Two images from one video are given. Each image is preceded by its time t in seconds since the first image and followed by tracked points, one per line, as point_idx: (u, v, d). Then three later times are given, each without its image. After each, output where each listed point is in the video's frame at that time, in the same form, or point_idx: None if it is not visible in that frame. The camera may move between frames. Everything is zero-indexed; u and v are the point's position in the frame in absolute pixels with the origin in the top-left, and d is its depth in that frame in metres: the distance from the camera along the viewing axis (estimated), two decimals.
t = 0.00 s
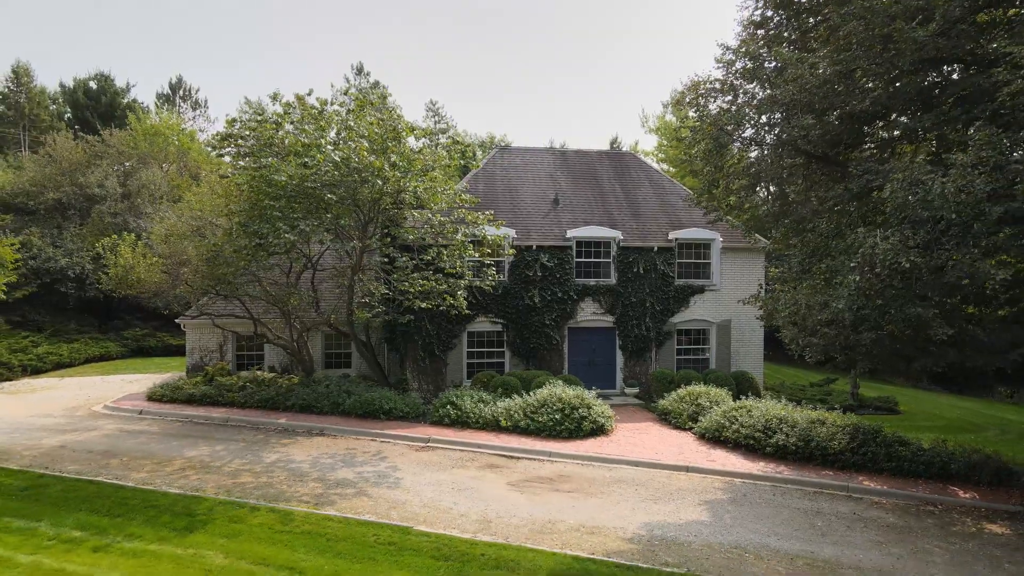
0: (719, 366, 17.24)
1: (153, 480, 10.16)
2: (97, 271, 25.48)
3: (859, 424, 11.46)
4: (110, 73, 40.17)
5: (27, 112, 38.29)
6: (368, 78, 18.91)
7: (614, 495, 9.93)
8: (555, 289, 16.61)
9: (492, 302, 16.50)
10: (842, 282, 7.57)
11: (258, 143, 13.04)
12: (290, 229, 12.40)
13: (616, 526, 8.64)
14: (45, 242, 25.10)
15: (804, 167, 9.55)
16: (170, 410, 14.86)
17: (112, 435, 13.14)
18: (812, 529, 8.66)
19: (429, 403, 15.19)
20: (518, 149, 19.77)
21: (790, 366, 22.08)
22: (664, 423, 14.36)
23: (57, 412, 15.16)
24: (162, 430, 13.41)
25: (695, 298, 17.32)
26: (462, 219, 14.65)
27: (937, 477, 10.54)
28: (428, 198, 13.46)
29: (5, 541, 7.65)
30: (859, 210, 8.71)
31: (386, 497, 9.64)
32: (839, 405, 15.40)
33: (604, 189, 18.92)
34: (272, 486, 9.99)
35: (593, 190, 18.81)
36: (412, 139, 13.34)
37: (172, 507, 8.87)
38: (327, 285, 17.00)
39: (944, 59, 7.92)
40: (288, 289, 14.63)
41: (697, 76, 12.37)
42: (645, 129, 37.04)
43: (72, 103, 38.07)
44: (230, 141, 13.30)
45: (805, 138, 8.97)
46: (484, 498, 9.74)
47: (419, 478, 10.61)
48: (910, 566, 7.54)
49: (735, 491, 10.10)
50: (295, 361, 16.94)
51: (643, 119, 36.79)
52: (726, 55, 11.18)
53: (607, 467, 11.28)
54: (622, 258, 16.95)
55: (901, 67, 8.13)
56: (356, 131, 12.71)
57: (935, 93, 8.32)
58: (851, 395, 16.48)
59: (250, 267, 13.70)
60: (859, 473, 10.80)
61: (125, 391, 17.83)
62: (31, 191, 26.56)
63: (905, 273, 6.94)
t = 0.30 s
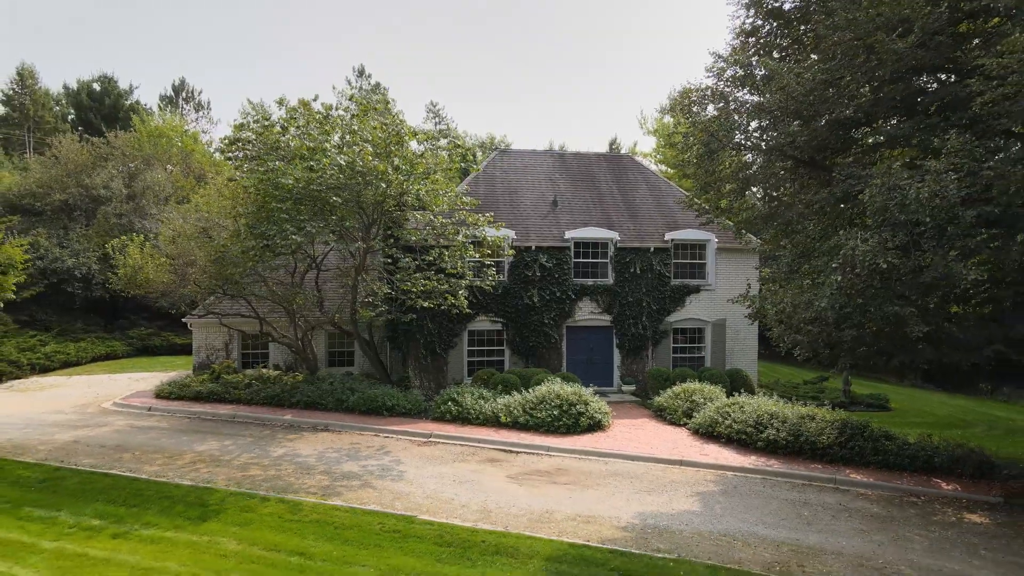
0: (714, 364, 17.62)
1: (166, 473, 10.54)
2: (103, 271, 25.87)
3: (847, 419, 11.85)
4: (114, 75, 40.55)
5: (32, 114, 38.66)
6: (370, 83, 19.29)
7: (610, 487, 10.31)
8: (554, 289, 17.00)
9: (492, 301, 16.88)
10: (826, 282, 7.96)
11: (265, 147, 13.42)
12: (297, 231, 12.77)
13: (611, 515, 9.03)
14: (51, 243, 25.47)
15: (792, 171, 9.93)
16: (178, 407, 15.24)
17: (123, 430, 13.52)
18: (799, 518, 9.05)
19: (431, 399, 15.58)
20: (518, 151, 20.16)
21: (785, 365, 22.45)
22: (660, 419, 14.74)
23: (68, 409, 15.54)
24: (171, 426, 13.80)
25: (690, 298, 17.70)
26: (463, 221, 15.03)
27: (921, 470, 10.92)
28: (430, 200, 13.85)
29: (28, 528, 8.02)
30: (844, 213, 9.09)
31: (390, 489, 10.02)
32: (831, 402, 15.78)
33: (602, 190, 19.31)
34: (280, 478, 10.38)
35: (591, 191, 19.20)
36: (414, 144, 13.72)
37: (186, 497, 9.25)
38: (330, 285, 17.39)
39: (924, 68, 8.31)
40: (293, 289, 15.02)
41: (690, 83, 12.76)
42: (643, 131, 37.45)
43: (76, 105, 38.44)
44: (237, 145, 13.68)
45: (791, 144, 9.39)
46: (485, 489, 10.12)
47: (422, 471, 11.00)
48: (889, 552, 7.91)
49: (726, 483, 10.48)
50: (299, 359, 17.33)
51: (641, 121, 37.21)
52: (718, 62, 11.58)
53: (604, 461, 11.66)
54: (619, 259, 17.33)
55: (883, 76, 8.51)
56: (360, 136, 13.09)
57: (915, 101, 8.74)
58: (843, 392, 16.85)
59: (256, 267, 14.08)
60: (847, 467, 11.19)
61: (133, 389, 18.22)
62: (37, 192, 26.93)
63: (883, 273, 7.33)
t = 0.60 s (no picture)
0: (709, 362, 18.03)
1: (178, 466, 10.96)
2: (109, 271, 26.29)
3: (836, 415, 12.25)
4: (117, 77, 40.97)
5: (37, 116, 39.08)
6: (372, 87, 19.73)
7: (605, 479, 10.73)
8: (552, 289, 17.41)
9: (492, 301, 17.29)
10: (809, 282, 8.37)
11: (271, 151, 13.83)
12: (304, 233, 13.18)
13: (606, 505, 9.45)
14: (59, 244, 25.88)
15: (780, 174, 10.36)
16: (186, 404, 15.65)
17: (134, 426, 13.93)
18: (785, 508, 9.46)
19: (432, 397, 15.98)
20: (517, 154, 20.57)
21: (780, 363, 22.85)
22: (655, 415, 15.15)
23: (78, 406, 15.96)
24: (180, 422, 14.21)
25: (686, 297, 18.10)
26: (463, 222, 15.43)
27: (906, 463, 11.32)
28: (432, 203, 14.28)
29: (50, 516, 8.43)
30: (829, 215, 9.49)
31: (394, 481, 10.44)
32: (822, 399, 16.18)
33: (599, 192, 19.73)
34: (288, 471, 10.80)
35: (588, 194, 19.62)
36: (416, 148, 14.14)
37: (198, 488, 9.66)
38: (334, 285, 17.81)
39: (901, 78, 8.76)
40: (298, 289, 15.43)
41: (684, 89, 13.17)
42: (642, 133, 37.86)
43: (80, 107, 38.83)
44: (245, 149, 14.09)
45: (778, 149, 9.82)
46: (485, 481, 10.54)
47: (424, 464, 11.41)
48: (870, 540, 8.32)
49: (717, 475, 10.90)
50: (304, 357, 17.74)
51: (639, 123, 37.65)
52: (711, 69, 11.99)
53: (600, 455, 12.07)
54: (616, 259, 17.74)
55: (863, 87, 8.94)
56: (364, 140, 13.52)
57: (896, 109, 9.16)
58: (835, 390, 17.26)
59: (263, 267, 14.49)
60: (835, 460, 11.58)
61: (140, 386, 18.64)
62: (44, 194, 27.34)
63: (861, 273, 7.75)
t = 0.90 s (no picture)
0: (704, 360, 18.45)
1: (190, 459, 11.39)
2: (116, 272, 26.70)
3: (824, 411, 12.68)
4: (121, 79, 41.43)
5: (42, 118, 39.54)
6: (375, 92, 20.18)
7: (601, 471, 11.16)
8: (551, 289, 17.84)
9: (492, 300, 17.72)
10: (794, 282, 8.81)
11: (278, 155, 14.25)
12: (311, 234, 13.62)
13: (601, 496, 9.88)
14: (66, 245, 26.30)
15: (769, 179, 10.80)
16: (194, 401, 16.08)
17: (145, 422, 14.35)
18: (773, 498, 9.89)
19: (434, 394, 16.41)
20: (517, 157, 21.02)
21: (774, 362, 23.26)
22: (651, 412, 15.57)
23: (89, 402, 16.38)
24: (189, 418, 14.63)
25: (681, 297, 18.53)
26: (464, 224, 15.86)
27: (891, 457, 11.75)
28: (434, 205, 14.73)
29: (71, 505, 8.85)
30: (815, 218, 9.92)
31: (398, 473, 10.88)
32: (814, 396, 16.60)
33: (597, 195, 20.16)
34: (296, 464, 11.23)
35: (586, 196, 20.06)
36: (419, 152, 14.59)
37: (211, 480, 10.09)
38: (338, 285, 18.24)
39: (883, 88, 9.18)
40: (304, 289, 15.86)
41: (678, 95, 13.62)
42: (639, 135, 38.30)
43: (85, 109, 39.34)
44: (252, 153, 14.51)
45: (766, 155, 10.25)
46: (485, 474, 10.97)
47: (427, 458, 11.84)
48: (852, 527, 8.75)
49: (709, 468, 11.33)
50: (308, 356, 18.17)
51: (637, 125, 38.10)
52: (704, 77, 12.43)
53: (596, 449, 12.51)
54: (613, 260, 18.17)
55: (846, 96, 9.39)
56: (369, 145, 13.96)
57: (878, 117, 9.59)
58: (827, 387, 17.68)
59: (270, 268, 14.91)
60: (823, 454, 12.01)
61: (148, 384, 19.06)
62: (52, 196, 27.77)
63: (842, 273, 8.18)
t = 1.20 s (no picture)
0: (699, 359, 18.89)
1: (202, 453, 11.82)
2: (122, 272, 27.13)
3: (814, 407, 13.11)
4: (125, 81, 41.88)
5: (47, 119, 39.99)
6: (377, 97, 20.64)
7: (597, 464, 11.61)
8: (549, 289, 18.28)
9: (492, 300, 18.17)
10: (779, 283, 9.26)
11: (285, 159, 14.68)
12: (317, 236, 14.05)
13: (596, 487, 10.33)
14: (73, 245, 26.73)
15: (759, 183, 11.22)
16: (203, 398, 16.53)
17: (155, 418, 14.79)
18: (761, 489, 10.34)
19: (436, 391, 16.85)
20: (516, 160, 21.48)
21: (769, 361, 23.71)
22: (646, 408, 16.01)
23: (100, 399, 16.83)
24: (198, 414, 15.07)
25: (677, 297, 18.96)
26: (465, 226, 16.31)
27: (877, 450, 12.19)
28: (436, 208, 15.17)
29: (91, 494, 9.29)
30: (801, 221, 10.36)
31: (402, 466, 11.32)
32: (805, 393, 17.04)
33: (595, 196, 20.63)
34: (303, 457, 11.66)
35: (584, 198, 20.51)
36: (421, 156, 15.04)
37: (223, 472, 10.53)
38: (342, 285, 18.68)
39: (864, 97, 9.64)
40: (309, 289, 16.29)
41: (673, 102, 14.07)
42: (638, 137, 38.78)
43: (89, 111, 39.88)
44: (260, 156, 14.94)
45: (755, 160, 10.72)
46: (486, 467, 11.41)
47: (429, 452, 12.29)
48: (835, 516, 9.19)
49: (701, 462, 11.78)
50: (313, 354, 18.61)
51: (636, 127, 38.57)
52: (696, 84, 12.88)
53: (593, 444, 12.95)
54: (610, 261, 18.61)
55: (830, 105, 9.83)
56: (373, 150, 14.41)
57: (861, 125, 10.06)
58: (819, 385, 18.13)
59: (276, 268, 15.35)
60: (811, 448, 12.44)
61: (156, 382, 19.50)
62: (59, 197, 28.19)
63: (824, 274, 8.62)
